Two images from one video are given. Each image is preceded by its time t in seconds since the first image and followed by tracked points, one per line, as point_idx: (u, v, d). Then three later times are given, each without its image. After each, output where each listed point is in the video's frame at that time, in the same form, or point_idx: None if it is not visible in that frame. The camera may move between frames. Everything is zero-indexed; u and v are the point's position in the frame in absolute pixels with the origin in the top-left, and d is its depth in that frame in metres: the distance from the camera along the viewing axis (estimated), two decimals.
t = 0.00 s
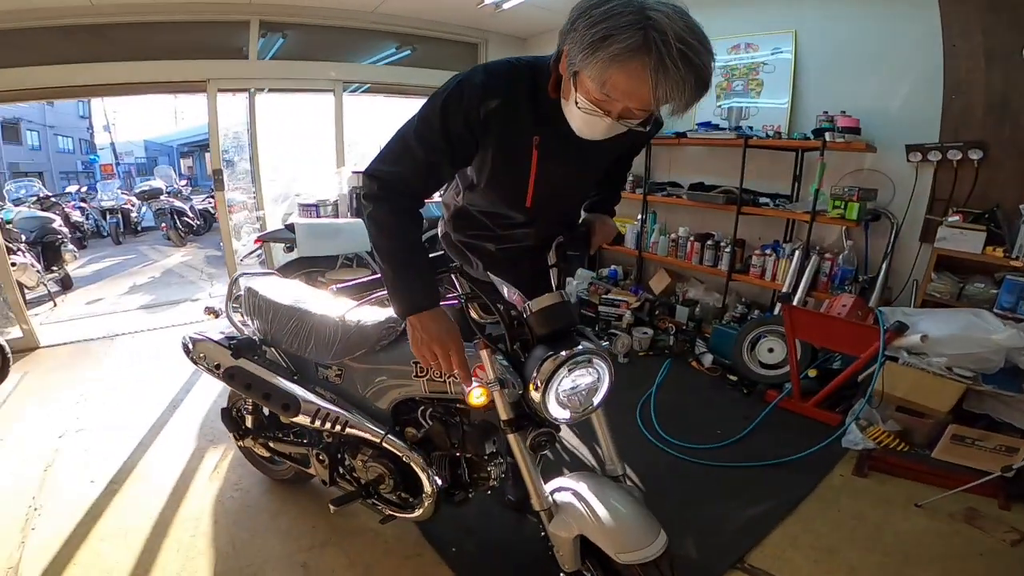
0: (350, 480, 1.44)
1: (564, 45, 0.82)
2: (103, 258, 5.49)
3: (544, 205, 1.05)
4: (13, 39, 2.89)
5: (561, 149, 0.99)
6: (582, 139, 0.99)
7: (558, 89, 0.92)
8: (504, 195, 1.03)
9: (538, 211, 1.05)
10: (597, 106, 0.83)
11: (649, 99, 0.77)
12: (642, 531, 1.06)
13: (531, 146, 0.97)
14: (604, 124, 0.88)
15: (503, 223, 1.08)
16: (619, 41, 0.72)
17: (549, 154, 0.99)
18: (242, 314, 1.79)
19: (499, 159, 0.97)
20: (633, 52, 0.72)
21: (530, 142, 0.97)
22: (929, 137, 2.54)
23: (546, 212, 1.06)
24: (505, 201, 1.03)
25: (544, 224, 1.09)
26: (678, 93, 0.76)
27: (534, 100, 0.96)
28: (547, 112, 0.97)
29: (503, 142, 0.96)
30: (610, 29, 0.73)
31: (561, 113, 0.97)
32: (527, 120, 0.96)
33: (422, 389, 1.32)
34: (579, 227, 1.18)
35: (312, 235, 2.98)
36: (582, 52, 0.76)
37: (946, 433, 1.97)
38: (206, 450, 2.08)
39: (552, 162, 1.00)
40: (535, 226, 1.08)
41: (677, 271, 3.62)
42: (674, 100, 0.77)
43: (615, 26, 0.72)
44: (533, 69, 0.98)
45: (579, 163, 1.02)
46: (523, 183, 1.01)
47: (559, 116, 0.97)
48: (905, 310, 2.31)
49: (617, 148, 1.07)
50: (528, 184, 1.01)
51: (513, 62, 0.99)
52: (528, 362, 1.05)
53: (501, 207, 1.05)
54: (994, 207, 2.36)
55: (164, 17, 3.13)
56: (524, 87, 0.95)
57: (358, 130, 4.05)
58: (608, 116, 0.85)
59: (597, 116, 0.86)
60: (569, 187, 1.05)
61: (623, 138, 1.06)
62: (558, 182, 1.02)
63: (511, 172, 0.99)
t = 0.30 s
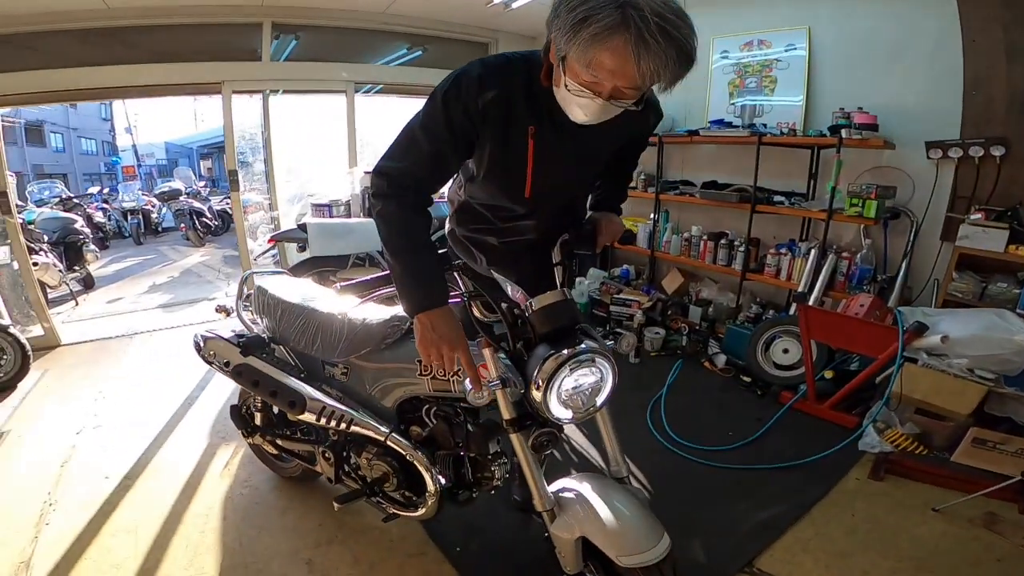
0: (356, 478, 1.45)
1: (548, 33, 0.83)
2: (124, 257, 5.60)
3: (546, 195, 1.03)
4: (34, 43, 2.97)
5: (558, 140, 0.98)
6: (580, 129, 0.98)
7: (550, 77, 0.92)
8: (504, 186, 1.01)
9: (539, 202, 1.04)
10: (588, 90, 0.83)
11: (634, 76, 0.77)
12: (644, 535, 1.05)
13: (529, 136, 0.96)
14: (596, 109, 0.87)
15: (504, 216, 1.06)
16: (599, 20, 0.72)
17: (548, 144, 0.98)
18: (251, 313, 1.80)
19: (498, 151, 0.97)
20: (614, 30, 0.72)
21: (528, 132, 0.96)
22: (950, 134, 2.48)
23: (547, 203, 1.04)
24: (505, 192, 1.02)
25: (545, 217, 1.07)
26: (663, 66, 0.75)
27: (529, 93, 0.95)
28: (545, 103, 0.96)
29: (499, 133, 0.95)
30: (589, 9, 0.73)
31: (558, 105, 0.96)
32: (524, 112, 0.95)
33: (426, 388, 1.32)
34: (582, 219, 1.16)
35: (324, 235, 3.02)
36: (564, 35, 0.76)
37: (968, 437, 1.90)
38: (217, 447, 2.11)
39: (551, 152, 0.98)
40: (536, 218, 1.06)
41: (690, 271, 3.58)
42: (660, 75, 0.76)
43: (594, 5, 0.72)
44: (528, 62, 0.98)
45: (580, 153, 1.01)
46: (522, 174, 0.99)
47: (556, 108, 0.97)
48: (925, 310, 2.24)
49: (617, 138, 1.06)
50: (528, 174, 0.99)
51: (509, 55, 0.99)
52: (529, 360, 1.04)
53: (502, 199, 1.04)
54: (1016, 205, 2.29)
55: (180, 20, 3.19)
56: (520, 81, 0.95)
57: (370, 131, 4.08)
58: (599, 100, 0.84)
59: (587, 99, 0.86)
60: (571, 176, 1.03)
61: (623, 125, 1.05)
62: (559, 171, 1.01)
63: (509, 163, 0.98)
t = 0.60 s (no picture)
0: (359, 480, 1.46)
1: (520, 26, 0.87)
2: (133, 261, 5.67)
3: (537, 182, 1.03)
4: (43, 49, 3.00)
5: (546, 129, 1.00)
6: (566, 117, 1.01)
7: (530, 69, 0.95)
8: (496, 177, 1.03)
9: (531, 191, 1.04)
10: (563, 73, 0.86)
11: (602, 50, 0.80)
12: (646, 538, 1.05)
13: (517, 125, 0.97)
14: (577, 91, 0.90)
15: (498, 206, 1.06)
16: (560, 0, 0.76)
17: (536, 133, 0.99)
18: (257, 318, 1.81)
19: (487, 141, 0.98)
20: (575, 8, 0.76)
21: (514, 120, 0.98)
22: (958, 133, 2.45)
23: (538, 191, 1.05)
24: (497, 181, 1.03)
25: (538, 208, 1.07)
26: (626, 35, 0.79)
27: (513, 84, 0.98)
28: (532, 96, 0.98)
29: (485, 122, 0.97)
30: None
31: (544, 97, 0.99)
32: (509, 103, 0.97)
33: (429, 391, 1.32)
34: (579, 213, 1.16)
35: (330, 238, 3.04)
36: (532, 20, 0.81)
37: (978, 439, 1.92)
38: (222, 449, 2.13)
39: (541, 139, 1.00)
40: (528, 208, 1.06)
41: (695, 273, 3.57)
42: (624, 45, 0.80)
43: None
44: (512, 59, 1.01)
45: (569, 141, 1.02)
46: (512, 162, 1.01)
47: (541, 102, 0.99)
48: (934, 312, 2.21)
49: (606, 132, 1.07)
50: (517, 163, 1.01)
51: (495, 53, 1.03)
52: (531, 363, 1.04)
53: (494, 190, 1.05)
54: None
55: (187, 25, 3.23)
56: (505, 74, 0.98)
57: (375, 135, 4.11)
58: (576, 81, 0.87)
59: (564, 83, 0.89)
60: (563, 164, 1.04)
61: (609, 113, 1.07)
62: (550, 157, 1.01)
63: (498, 153, 1.00)
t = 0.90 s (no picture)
0: (357, 480, 1.46)
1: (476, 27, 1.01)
2: (132, 262, 5.66)
3: (509, 170, 1.12)
4: (43, 50, 3.01)
5: (511, 120, 1.10)
6: (532, 111, 1.12)
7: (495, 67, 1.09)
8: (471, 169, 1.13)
9: (502, 180, 1.13)
10: (516, 63, 0.99)
11: (543, 37, 0.92)
12: (642, 537, 1.06)
13: (486, 121, 1.09)
14: (534, 77, 1.02)
15: (474, 196, 1.17)
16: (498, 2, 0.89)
17: (505, 126, 1.10)
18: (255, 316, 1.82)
19: (460, 135, 1.10)
20: (513, 6, 0.88)
21: (484, 116, 1.09)
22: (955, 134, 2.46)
23: (511, 179, 1.14)
24: (472, 172, 1.14)
25: (511, 196, 1.15)
26: (561, 20, 0.91)
27: (483, 86, 1.10)
28: (500, 93, 1.10)
29: (459, 119, 1.10)
30: None
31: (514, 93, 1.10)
32: (478, 102, 1.10)
33: (427, 391, 1.33)
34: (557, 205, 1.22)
35: (329, 238, 3.05)
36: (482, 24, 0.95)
37: (973, 439, 1.93)
38: (220, 450, 2.13)
39: (508, 130, 1.10)
40: (501, 195, 1.14)
41: (693, 274, 3.58)
42: (560, 32, 0.92)
43: None
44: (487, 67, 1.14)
45: (535, 133, 1.12)
46: (483, 151, 1.11)
47: (508, 98, 1.10)
48: (930, 312, 2.22)
49: (574, 126, 1.16)
50: (488, 154, 1.11)
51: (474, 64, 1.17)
52: (527, 363, 1.05)
53: (472, 180, 1.15)
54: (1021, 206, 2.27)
55: (187, 26, 3.24)
56: (476, 76, 1.11)
57: (373, 135, 4.11)
58: (530, 68, 1.00)
59: (521, 71, 1.01)
60: (531, 154, 1.12)
61: (575, 108, 1.15)
62: (518, 148, 1.11)
63: (471, 147, 1.11)
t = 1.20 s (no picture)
0: (352, 480, 1.47)
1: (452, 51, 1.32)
2: (127, 262, 5.65)
3: (484, 157, 1.42)
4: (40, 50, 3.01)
5: (485, 119, 1.42)
6: (503, 111, 1.42)
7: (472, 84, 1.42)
8: (454, 162, 1.47)
9: (478, 166, 1.44)
10: (484, 69, 1.29)
11: (499, 41, 1.22)
12: (634, 537, 1.07)
13: (463, 121, 1.43)
14: (499, 79, 1.33)
15: (456, 181, 1.49)
16: (462, 22, 1.21)
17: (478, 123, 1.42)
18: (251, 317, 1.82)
19: (443, 135, 1.46)
20: (471, 22, 1.19)
21: (462, 118, 1.43)
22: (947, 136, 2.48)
23: (485, 165, 1.43)
24: (458, 162, 1.46)
25: (482, 178, 1.44)
26: (511, 27, 1.21)
27: (464, 96, 1.45)
28: (477, 98, 1.42)
29: (444, 122, 1.45)
30: (456, 20, 1.22)
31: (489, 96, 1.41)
32: (457, 108, 1.44)
33: (421, 392, 1.33)
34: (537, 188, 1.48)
35: (326, 239, 3.06)
36: (451, 43, 1.26)
37: (965, 440, 1.94)
38: (216, 451, 2.13)
39: (483, 126, 1.41)
40: (479, 179, 1.44)
41: (689, 275, 3.59)
42: (513, 34, 1.22)
43: (456, 18, 1.22)
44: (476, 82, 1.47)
45: (507, 128, 1.41)
46: (463, 147, 1.45)
47: (486, 102, 1.41)
48: (923, 314, 2.24)
49: (540, 121, 1.42)
50: (467, 145, 1.44)
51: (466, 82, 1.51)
52: (520, 364, 1.05)
53: (455, 169, 1.48)
54: (1013, 208, 2.29)
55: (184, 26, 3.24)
56: (460, 92, 1.46)
57: (370, 136, 4.12)
58: (494, 73, 1.29)
59: (489, 74, 1.31)
60: (502, 143, 1.42)
61: (540, 106, 1.42)
62: (490, 139, 1.42)
63: (454, 144, 1.46)
